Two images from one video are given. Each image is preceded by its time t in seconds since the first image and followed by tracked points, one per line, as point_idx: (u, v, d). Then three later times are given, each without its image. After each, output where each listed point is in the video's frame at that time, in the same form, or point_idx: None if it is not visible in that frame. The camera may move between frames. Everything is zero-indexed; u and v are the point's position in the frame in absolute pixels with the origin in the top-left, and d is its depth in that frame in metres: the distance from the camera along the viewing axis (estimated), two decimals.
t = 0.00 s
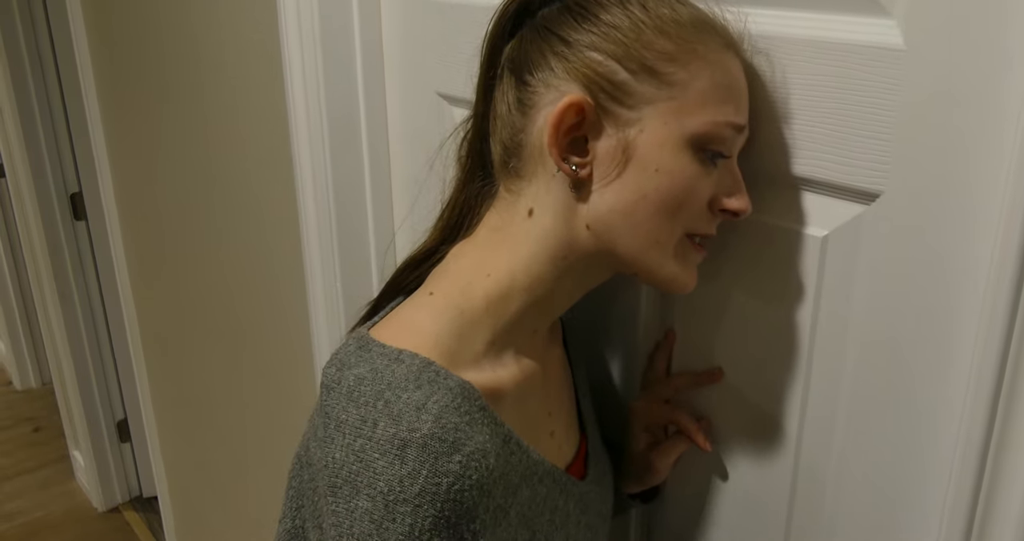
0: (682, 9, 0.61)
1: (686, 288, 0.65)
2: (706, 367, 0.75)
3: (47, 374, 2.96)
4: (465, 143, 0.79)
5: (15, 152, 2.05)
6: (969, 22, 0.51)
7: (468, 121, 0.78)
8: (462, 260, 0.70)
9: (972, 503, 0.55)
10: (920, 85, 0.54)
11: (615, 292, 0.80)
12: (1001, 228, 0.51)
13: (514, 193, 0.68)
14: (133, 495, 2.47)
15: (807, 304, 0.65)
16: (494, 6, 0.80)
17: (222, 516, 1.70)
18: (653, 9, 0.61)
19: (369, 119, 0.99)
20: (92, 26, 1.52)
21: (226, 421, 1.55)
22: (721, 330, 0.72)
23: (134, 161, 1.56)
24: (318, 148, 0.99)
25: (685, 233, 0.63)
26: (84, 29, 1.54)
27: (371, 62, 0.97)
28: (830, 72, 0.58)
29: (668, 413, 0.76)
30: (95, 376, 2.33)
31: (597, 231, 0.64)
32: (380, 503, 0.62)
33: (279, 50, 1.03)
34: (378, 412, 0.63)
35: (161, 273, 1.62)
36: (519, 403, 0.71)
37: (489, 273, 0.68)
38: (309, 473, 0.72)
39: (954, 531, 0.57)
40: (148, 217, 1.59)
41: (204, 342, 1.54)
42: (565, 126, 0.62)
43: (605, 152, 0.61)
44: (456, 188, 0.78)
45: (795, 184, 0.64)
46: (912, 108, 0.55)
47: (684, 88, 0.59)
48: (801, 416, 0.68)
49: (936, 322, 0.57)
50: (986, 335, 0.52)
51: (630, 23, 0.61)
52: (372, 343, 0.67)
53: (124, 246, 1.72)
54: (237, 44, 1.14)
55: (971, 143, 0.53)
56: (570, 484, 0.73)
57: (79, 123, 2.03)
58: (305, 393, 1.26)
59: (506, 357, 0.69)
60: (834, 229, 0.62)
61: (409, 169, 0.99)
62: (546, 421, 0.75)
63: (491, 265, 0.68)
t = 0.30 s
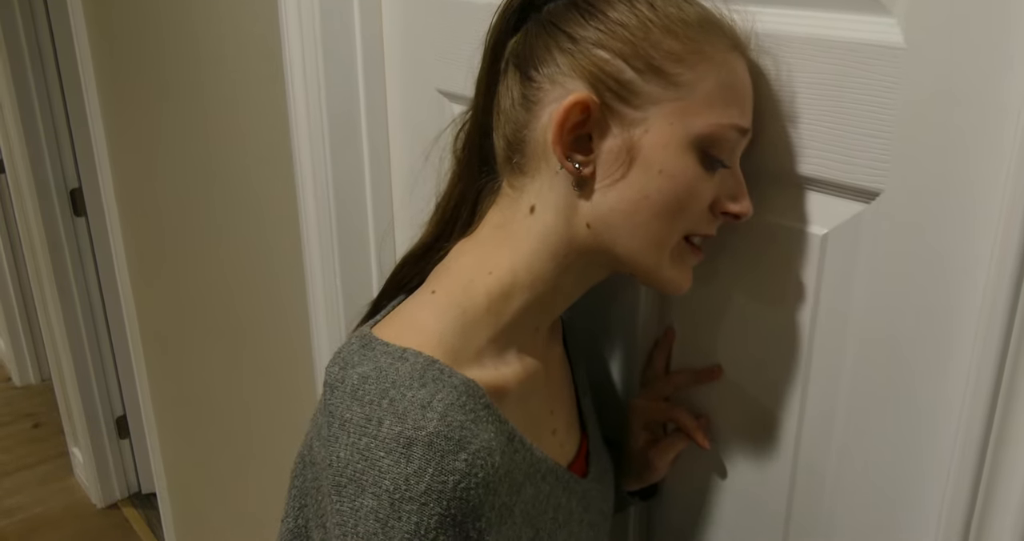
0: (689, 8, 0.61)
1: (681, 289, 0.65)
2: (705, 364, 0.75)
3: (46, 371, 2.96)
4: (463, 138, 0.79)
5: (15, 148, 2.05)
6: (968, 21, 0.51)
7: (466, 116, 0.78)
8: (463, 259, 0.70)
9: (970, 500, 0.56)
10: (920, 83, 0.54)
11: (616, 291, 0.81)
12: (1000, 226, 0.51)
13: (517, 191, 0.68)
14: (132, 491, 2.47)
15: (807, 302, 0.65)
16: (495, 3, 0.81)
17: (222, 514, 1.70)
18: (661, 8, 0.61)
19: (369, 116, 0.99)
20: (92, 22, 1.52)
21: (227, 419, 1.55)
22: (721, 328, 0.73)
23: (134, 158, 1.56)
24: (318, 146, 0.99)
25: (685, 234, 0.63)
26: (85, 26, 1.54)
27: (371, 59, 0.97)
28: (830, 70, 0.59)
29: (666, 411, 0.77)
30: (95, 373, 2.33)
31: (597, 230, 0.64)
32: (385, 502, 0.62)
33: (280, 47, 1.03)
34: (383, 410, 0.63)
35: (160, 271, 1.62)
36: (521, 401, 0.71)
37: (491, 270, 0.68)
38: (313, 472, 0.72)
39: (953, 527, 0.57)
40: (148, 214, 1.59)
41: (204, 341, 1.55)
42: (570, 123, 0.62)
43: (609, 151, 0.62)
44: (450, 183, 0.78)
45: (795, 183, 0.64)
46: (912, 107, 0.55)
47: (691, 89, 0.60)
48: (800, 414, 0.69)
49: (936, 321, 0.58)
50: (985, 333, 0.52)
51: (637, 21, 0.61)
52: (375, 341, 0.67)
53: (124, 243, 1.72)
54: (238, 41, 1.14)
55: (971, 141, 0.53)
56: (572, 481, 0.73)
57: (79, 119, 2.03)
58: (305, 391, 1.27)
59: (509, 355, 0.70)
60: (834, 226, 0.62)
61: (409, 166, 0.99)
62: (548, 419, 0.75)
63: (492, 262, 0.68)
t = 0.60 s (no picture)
0: (700, 11, 0.61)
1: (678, 290, 0.66)
2: (705, 363, 0.75)
3: (46, 369, 2.96)
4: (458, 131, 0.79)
5: (15, 147, 2.05)
6: (968, 19, 0.51)
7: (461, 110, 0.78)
8: (463, 258, 0.70)
9: (970, 497, 0.56)
10: (920, 81, 0.54)
11: (615, 290, 0.81)
12: (1000, 223, 0.51)
13: (518, 190, 0.68)
14: (132, 490, 2.47)
15: (807, 300, 0.65)
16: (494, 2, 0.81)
17: (223, 514, 1.70)
18: (674, 10, 0.61)
19: (369, 114, 0.99)
20: (92, 21, 1.52)
21: (227, 419, 1.55)
22: (721, 326, 0.73)
23: (134, 158, 1.56)
24: (318, 145, 0.99)
25: (687, 239, 0.64)
26: (84, 25, 1.54)
27: (371, 57, 0.97)
28: (829, 68, 0.59)
29: (665, 409, 0.77)
30: (95, 372, 2.33)
31: (601, 232, 0.64)
32: (386, 503, 0.62)
33: (280, 46, 1.03)
34: (383, 411, 0.63)
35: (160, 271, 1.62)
36: (521, 400, 0.71)
37: (491, 270, 0.68)
38: (314, 472, 0.72)
39: (953, 524, 0.58)
40: (148, 213, 1.59)
41: (204, 341, 1.55)
42: (580, 126, 0.61)
43: (619, 155, 0.62)
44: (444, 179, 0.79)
45: (794, 181, 0.64)
46: (913, 104, 0.55)
47: (702, 97, 0.59)
48: (799, 412, 0.69)
49: (936, 318, 0.58)
50: (985, 331, 0.52)
51: (651, 23, 0.60)
52: (374, 342, 0.67)
53: (123, 242, 1.72)
54: (238, 40, 1.14)
55: (972, 139, 0.53)
56: (572, 480, 0.73)
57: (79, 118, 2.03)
58: (306, 391, 1.27)
59: (509, 355, 0.70)
60: (833, 224, 0.62)
61: (408, 164, 0.99)
62: (548, 418, 0.75)
63: (492, 262, 0.68)
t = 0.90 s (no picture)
0: (708, 14, 0.60)
1: (677, 292, 0.66)
2: (703, 362, 0.75)
3: (46, 367, 2.96)
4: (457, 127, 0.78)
5: (14, 145, 2.05)
6: (967, 18, 0.51)
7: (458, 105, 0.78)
8: (462, 257, 0.70)
9: (969, 498, 0.56)
10: (920, 81, 0.54)
11: (614, 289, 0.81)
12: (1000, 220, 0.51)
13: (518, 189, 0.68)
14: (132, 488, 2.47)
15: (807, 300, 0.65)
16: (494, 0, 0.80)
17: (223, 513, 1.70)
18: (682, 12, 0.60)
19: (369, 113, 0.98)
20: (91, 19, 1.52)
21: (227, 418, 1.55)
22: (721, 326, 0.72)
23: (133, 156, 1.56)
24: (318, 144, 0.99)
25: (688, 243, 0.64)
26: (84, 25, 1.54)
27: (371, 56, 0.97)
28: (829, 68, 0.58)
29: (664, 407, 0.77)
30: (94, 369, 2.33)
31: (603, 235, 0.64)
32: (383, 502, 0.62)
33: (279, 46, 1.03)
34: (380, 410, 0.63)
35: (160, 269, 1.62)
36: (520, 399, 0.71)
37: (490, 270, 0.68)
38: (311, 471, 0.72)
39: (952, 524, 0.58)
40: (147, 212, 1.59)
41: (205, 340, 1.54)
42: (587, 132, 0.61)
43: (624, 161, 0.61)
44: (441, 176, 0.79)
45: (795, 180, 0.64)
46: (912, 104, 0.55)
47: (709, 105, 0.59)
48: (799, 411, 0.69)
49: (935, 319, 0.58)
50: (983, 332, 0.52)
51: (660, 28, 0.59)
52: (372, 341, 0.67)
53: (123, 241, 1.72)
54: (238, 40, 1.13)
55: (972, 138, 0.53)
56: (571, 479, 0.73)
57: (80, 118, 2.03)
58: (305, 390, 1.27)
59: (508, 355, 0.70)
60: (833, 223, 0.62)
61: (407, 164, 0.99)
62: (547, 417, 0.75)
63: (491, 261, 0.68)
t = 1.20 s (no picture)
0: (706, 12, 0.60)
1: (676, 290, 0.66)
2: (702, 360, 0.75)
3: (45, 369, 2.96)
4: (454, 125, 0.78)
5: (14, 146, 2.04)
6: (966, 15, 0.51)
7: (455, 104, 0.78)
8: (459, 254, 0.70)
9: (968, 497, 0.56)
10: (919, 78, 0.54)
11: (612, 288, 0.80)
12: (998, 219, 0.51)
13: (515, 188, 0.68)
14: (131, 488, 2.47)
15: (806, 298, 0.65)
16: None
17: (222, 514, 1.70)
18: (682, 11, 0.60)
19: (367, 113, 0.98)
20: (90, 19, 1.52)
21: (227, 419, 1.55)
22: (720, 324, 0.72)
23: (132, 156, 1.56)
24: (316, 144, 0.99)
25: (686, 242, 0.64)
26: (82, 25, 1.53)
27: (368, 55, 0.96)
28: (827, 65, 0.58)
29: (663, 405, 0.77)
30: (94, 370, 2.33)
31: (601, 233, 0.64)
32: (378, 500, 0.62)
33: (277, 45, 1.03)
34: (376, 408, 0.63)
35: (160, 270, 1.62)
36: (517, 397, 0.71)
37: (486, 268, 0.68)
38: (308, 470, 0.72)
39: (950, 523, 0.57)
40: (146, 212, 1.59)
41: (204, 341, 1.54)
42: (586, 130, 0.60)
43: (624, 159, 0.61)
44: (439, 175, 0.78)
45: (792, 179, 0.64)
46: (911, 101, 0.55)
47: (708, 104, 0.59)
48: (798, 411, 0.68)
49: (934, 317, 0.57)
50: (982, 332, 0.52)
51: (659, 27, 0.59)
52: (368, 339, 0.67)
53: (122, 242, 1.72)
54: (236, 39, 1.13)
55: (971, 136, 0.53)
56: (568, 478, 0.73)
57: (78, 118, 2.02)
58: (304, 389, 1.26)
59: (505, 354, 0.70)
60: (831, 221, 0.62)
61: (405, 163, 0.98)
62: (544, 415, 0.75)
63: (488, 259, 0.68)
